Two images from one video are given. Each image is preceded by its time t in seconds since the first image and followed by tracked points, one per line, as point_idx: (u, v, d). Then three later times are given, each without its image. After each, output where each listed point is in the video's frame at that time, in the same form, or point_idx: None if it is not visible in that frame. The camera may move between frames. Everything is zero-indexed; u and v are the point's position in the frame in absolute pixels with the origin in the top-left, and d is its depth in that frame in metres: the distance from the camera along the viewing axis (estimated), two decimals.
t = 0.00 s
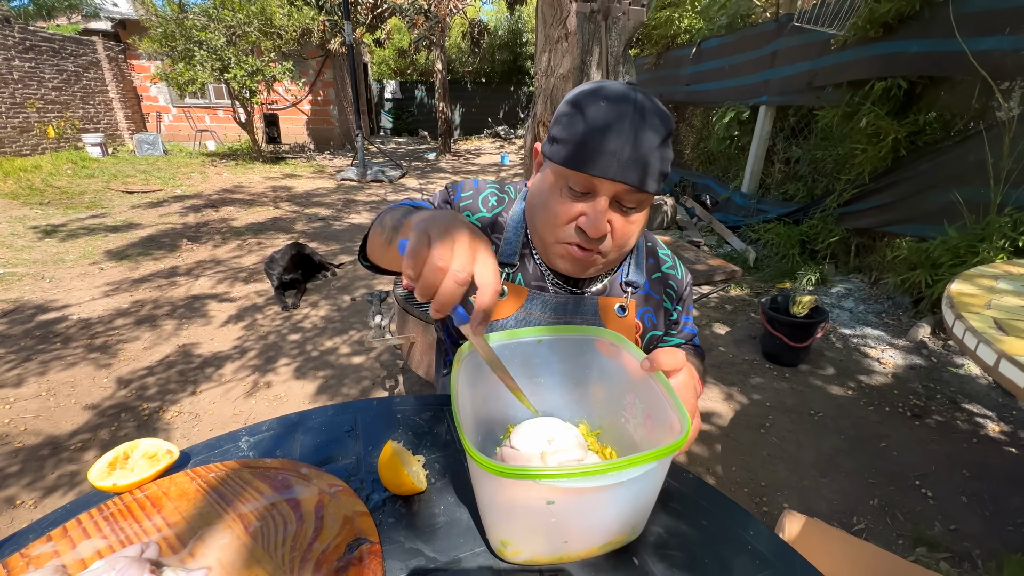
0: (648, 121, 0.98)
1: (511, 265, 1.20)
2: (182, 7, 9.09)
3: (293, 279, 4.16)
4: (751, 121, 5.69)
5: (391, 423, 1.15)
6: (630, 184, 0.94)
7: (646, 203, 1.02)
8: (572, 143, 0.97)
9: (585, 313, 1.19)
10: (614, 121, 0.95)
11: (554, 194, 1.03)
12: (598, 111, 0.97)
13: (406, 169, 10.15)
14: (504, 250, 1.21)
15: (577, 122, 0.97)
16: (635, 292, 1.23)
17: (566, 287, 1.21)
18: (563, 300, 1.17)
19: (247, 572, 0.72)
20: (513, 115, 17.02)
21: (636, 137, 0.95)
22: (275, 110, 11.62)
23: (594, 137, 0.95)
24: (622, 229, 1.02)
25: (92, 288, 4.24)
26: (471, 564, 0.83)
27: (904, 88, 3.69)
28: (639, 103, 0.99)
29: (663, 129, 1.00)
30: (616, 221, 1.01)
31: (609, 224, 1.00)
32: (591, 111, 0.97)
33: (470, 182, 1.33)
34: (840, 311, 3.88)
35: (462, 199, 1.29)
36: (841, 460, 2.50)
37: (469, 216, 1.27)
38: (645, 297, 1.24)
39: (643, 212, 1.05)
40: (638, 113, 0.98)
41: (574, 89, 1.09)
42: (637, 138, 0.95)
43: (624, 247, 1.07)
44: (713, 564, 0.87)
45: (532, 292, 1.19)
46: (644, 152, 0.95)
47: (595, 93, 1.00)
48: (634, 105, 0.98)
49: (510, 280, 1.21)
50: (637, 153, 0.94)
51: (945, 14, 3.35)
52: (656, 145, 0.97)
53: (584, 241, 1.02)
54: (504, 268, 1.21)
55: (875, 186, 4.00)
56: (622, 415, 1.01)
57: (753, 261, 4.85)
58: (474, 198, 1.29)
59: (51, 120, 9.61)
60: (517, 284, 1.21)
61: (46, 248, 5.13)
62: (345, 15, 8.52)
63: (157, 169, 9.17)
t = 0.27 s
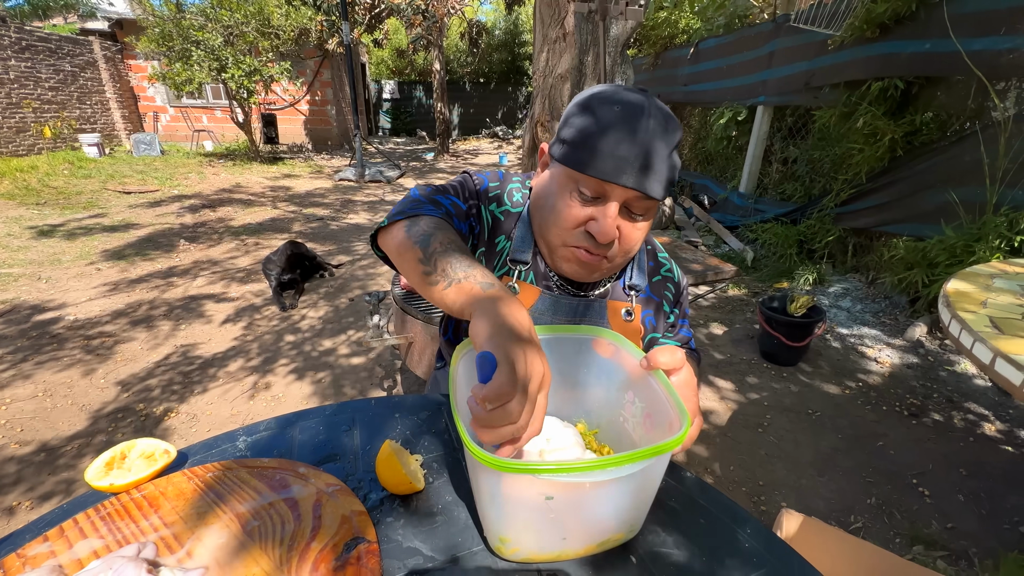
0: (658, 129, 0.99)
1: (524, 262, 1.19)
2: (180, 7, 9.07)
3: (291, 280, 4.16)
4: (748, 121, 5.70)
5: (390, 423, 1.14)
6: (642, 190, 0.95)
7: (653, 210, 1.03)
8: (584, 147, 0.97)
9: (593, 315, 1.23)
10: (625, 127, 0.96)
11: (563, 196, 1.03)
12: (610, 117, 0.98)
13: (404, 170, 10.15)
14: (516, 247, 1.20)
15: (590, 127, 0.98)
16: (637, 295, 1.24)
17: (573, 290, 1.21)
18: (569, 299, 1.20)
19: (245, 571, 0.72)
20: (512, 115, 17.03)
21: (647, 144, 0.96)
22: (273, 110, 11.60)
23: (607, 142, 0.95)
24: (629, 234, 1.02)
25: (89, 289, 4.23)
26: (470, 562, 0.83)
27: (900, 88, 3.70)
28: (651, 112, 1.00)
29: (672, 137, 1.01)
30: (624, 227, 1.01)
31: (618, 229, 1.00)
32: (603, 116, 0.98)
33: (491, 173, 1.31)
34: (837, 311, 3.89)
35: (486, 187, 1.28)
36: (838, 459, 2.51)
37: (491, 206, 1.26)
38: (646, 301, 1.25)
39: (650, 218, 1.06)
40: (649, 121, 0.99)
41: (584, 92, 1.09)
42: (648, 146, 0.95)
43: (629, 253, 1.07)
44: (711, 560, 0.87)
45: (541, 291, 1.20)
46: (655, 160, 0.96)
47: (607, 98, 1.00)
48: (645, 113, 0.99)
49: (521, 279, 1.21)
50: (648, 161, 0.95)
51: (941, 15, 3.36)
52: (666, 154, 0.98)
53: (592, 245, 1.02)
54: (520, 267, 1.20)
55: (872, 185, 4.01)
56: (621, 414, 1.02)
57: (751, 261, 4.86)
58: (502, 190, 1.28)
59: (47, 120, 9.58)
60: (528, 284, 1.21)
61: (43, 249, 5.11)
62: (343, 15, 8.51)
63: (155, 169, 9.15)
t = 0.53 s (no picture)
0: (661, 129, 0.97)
1: (522, 264, 1.21)
2: (178, 7, 9.06)
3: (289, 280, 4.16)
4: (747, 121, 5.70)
5: (390, 422, 1.15)
6: (643, 196, 0.95)
7: (656, 213, 1.03)
8: (584, 153, 0.96)
9: (595, 316, 1.23)
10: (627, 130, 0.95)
11: (565, 202, 1.03)
12: (611, 120, 0.97)
13: (403, 170, 10.15)
14: (515, 250, 1.21)
15: (591, 131, 0.97)
16: (641, 298, 1.24)
17: (578, 292, 1.23)
18: (572, 300, 1.20)
19: (245, 570, 0.72)
20: (510, 115, 17.04)
21: (650, 148, 0.95)
22: (271, 110, 11.59)
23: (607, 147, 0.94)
24: (632, 238, 1.03)
25: (88, 289, 4.22)
26: (472, 562, 0.84)
27: (898, 89, 3.72)
28: (653, 113, 0.99)
29: (676, 137, 1.00)
30: (626, 232, 1.01)
31: (620, 234, 1.00)
32: (604, 119, 0.97)
33: (484, 174, 1.34)
34: (835, 311, 3.90)
35: (477, 187, 1.30)
36: (837, 458, 2.51)
37: (482, 206, 1.28)
38: (650, 304, 1.25)
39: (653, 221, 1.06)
40: (652, 122, 0.98)
41: (583, 94, 1.08)
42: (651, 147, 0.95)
43: (632, 255, 1.08)
44: (711, 559, 0.88)
45: (540, 291, 1.21)
46: (658, 163, 0.95)
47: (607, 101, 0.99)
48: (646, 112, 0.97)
49: (520, 281, 1.22)
50: (650, 165, 0.94)
51: (939, 16, 3.37)
52: (669, 156, 0.97)
53: (595, 251, 1.03)
54: (517, 269, 1.21)
55: (870, 185, 4.02)
56: (621, 413, 1.02)
57: (750, 261, 4.86)
58: (493, 190, 1.29)
59: (45, 120, 9.56)
60: (526, 286, 1.22)
61: (41, 249, 5.10)
62: (341, 15, 8.48)
63: (153, 169, 9.15)
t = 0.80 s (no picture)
0: (655, 138, 0.97)
1: (519, 271, 1.21)
2: (177, 8, 9.05)
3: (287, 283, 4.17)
4: (746, 122, 5.71)
5: (389, 425, 1.15)
6: (638, 208, 0.95)
7: (651, 222, 1.03)
8: (576, 164, 0.96)
9: (594, 319, 1.22)
10: (620, 141, 0.94)
11: (559, 213, 1.04)
12: (605, 128, 0.96)
13: (402, 170, 10.16)
14: (513, 256, 1.21)
15: (584, 141, 0.96)
16: (639, 302, 1.25)
17: (574, 298, 1.23)
18: (570, 304, 1.21)
19: (244, 573, 0.72)
20: (509, 115, 17.05)
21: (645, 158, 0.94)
22: (270, 111, 11.58)
23: (600, 159, 0.94)
24: (627, 248, 1.04)
25: (87, 290, 4.22)
26: (471, 565, 0.84)
27: (897, 90, 3.71)
28: (648, 120, 0.98)
29: (670, 144, 0.99)
30: (621, 242, 1.03)
31: (615, 245, 1.02)
32: (597, 128, 0.96)
33: (482, 182, 1.34)
34: (834, 311, 3.91)
35: (477, 197, 1.29)
36: (836, 458, 2.52)
37: (483, 215, 1.28)
38: (649, 309, 1.26)
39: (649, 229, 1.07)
40: (647, 131, 0.97)
41: (577, 99, 1.07)
42: (646, 158, 0.94)
43: (628, 264, 1.09)
44: (709, 562, 0.88)
45: (535, 295, 1.21)
46: (653, 173, 0.94)
47: (599, 108, 0.98)
48: (639, 121, 0.97)
49: (518, 286, 1.22)
50: (646, 176, 0.94)
51: (938, 18, 3.38)
52: (665, 165, 0.97)
53: (590, 261, 1.04)
54: (513, 275, 1.21)
55: (869, 186, 4.03)
56: (620, 416, 1.03)
57: (748, 261, 4.87)
58: (494, 197, 1.30)
59: (44, 121, 9.55)
60: (525, 291, 1.23)
61: (40, 250, 5.10)
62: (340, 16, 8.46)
63: (152, 170, 9.15)
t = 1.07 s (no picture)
0: (661, 145, 0.96)
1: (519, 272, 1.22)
2: (177, 9, 9.04)
3: (287, 283, 4.19)
4: (745, 122, 5.72)
5: (390, 426, 1.15)
6: (642, 216, 0.95)
7: (655, 229, 1.03)
8: (581, 171, 0.96)
9: (596, 323, 1.22)
10: (626, 148, 0.94)
11: (562, 218, 1.04)
12: (609, 134, 0.95)
13: (402, 171, 10.16)
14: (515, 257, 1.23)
15: (588, 147, 0.96)
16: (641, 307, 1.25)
17: (576, 302, 1.24)
18: (571, 308, 1.21)
19: None
20: (509, 116, 17.06)
21: (650, 163, 0.94)
22: (270, 112, 11.59)
23: (604, 166, 0.94)
24: (630, 255, 1.04)
25: (87, 291, 4.22)
26: (471, 567, 0.84)
27: (896, 90, 3.70)
28: (654, 125, 0.97)
29: (676, 151, 0.99)
30: (623, 249, 1.03)
31: (617, 252, 1.02)
32: (601, 133, 0.96)
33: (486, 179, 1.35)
34: (834, 312, 3.91)
35: (477, 191, 1.32)
36: (836, 459, 2.52)
37: (481, 212, 1.30)
38: (651, 314, 1.26)
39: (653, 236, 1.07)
40: (652, 137, 0.96)
41: (583, 103, 1.07)
42: (651, 166, 0.94)
43: (631, 269, 1.10)
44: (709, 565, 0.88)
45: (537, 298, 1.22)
46: (657, 179, 0.94)
47: (605, 114, 0.98)
48: (646, 128, 0.96)
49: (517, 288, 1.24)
50: (650, 182, 0.94)
51: (938, 18, 3.38)
52: (670, 171, 0.96)
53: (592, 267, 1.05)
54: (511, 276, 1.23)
55: (868, 187, 4.03)
56: (619, 418, 1.03)
57: (748, 262, 4.87)
58: (495, 196, 1.31)
59: (43, 122, 9.55)
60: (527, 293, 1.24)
61: (40, 251, 5.10)
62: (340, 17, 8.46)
63: (152, 171, 9.15)
